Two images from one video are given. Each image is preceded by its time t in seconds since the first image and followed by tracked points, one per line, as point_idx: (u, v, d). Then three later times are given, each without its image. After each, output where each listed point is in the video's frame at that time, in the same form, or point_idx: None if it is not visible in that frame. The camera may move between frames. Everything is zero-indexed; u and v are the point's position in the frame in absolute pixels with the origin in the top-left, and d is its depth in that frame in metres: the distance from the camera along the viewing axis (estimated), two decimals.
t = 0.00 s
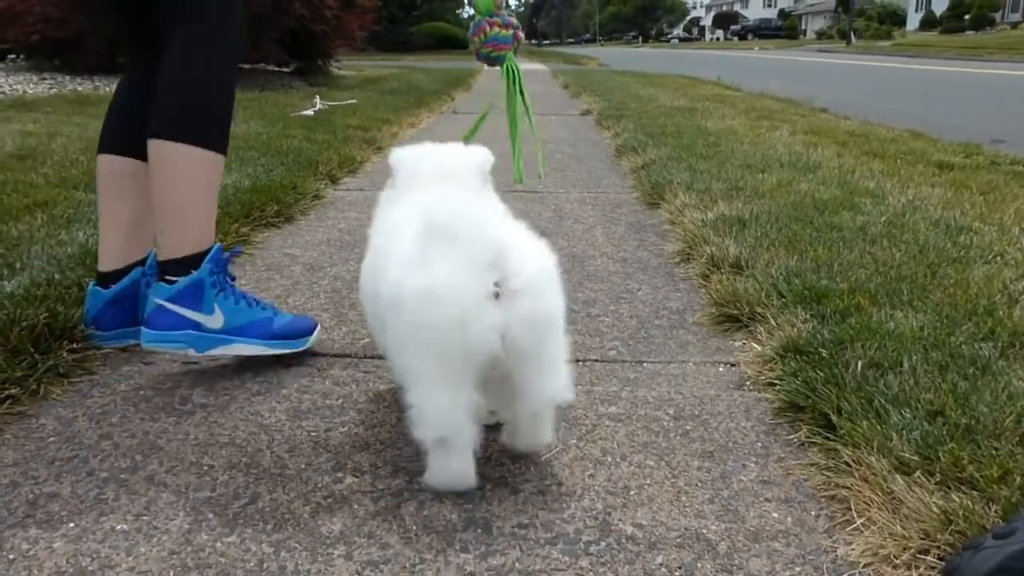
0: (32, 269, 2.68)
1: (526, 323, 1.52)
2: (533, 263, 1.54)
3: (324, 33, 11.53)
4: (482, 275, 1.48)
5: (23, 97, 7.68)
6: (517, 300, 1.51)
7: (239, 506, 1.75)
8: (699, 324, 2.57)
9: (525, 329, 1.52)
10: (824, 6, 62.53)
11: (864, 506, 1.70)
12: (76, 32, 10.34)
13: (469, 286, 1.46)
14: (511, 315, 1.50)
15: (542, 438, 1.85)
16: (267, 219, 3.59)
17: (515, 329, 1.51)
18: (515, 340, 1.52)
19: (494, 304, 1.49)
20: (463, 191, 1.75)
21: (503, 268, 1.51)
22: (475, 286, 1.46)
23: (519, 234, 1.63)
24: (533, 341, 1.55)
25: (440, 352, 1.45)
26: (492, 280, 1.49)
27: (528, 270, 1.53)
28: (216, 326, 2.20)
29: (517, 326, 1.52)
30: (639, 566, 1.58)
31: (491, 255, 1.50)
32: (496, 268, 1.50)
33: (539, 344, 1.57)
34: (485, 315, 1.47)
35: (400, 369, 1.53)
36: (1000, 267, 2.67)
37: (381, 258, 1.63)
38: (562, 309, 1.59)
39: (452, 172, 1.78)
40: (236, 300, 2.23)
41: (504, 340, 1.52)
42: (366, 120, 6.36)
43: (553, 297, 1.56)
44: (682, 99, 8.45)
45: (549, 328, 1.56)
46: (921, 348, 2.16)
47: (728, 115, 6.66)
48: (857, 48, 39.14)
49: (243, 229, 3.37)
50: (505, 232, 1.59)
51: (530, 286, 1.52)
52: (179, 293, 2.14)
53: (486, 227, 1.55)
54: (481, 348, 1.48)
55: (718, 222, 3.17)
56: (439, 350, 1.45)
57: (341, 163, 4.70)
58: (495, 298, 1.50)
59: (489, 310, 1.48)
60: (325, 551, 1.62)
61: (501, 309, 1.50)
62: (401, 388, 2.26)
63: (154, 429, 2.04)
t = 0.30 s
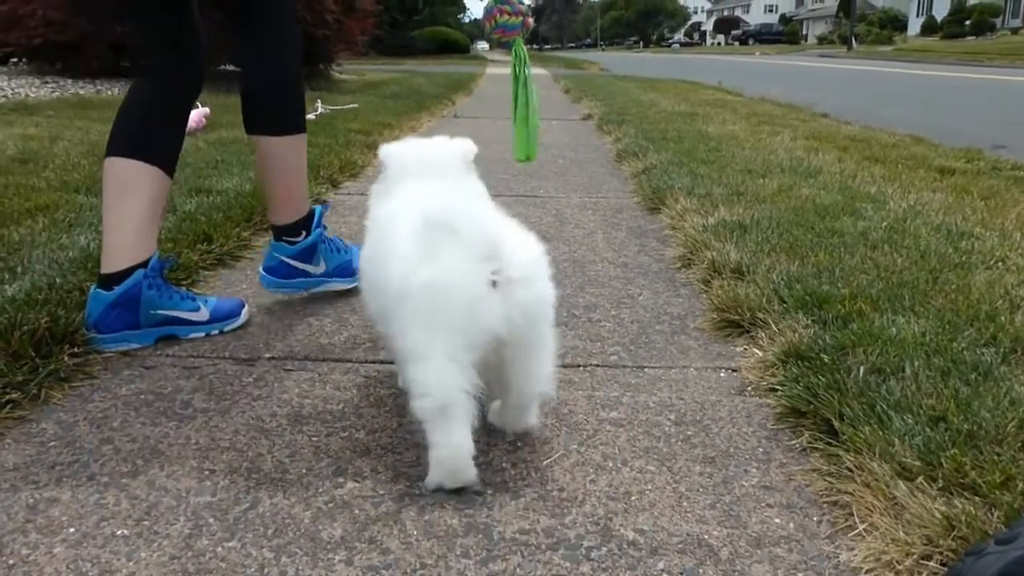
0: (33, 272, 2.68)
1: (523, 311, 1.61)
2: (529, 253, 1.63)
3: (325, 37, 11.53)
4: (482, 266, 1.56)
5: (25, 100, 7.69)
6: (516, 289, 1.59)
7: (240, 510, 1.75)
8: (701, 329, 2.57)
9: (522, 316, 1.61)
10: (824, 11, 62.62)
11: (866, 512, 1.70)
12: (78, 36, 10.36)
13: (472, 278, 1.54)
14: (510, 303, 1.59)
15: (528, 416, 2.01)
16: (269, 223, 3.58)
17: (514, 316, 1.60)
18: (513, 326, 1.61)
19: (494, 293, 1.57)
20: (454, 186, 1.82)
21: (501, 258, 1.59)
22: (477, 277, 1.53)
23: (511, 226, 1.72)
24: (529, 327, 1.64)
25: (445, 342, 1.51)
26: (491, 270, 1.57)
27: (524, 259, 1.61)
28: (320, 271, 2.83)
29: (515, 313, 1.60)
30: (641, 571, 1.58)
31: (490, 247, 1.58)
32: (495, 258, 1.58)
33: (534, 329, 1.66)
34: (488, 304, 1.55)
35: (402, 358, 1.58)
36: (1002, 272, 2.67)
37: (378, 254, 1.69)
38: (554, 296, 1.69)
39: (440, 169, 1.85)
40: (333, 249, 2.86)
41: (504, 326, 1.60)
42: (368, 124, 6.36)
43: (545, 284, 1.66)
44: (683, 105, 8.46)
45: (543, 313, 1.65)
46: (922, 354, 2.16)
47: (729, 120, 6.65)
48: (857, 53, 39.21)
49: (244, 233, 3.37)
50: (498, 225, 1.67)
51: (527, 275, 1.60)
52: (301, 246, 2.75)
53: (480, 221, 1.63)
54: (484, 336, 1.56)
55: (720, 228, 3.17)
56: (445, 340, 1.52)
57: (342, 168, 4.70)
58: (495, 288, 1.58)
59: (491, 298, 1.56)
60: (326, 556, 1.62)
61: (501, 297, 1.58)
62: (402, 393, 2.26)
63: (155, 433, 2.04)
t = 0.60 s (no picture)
0: (32, 277, 2.67)
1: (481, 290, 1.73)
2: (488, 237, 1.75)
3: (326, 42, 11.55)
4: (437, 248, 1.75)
5: (26, 104, 7.70)
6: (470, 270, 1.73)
7: (239, 517, 1.75)
8: (701, 336, 2.57)
9: (478, 295, 1.74)
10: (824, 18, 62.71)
11: (866, 521, 1.69)
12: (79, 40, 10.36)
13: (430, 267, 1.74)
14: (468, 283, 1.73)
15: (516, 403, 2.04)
16: (269, 228, 3.58)
17: (471, 297, 1.74)
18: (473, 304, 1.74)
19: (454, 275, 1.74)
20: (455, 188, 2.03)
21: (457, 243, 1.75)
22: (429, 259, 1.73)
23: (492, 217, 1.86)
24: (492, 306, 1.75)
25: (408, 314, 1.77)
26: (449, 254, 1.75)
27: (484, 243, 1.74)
28: (328, 262, 3.09)
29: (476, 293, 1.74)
30: None
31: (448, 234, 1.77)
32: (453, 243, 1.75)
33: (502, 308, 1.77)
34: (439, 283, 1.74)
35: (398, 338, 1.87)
36: (1002, 280, 2.67)
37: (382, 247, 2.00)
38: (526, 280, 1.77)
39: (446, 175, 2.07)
40: (346, 245, 3.08)
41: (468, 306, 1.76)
42: (369, 130, 6.36)
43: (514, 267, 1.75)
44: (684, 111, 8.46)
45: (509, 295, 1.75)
46: (922, 361, 2.16)
47: (729, 127, 6.65)
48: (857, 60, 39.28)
49: (244, 239, 3.37)
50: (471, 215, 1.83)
51: (485, 259, 1.72)
52: (306, 242, 3.02)
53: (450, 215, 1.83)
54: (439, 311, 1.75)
55: (720, 234, 3.16)
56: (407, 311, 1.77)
57: (343, 174, 4.70)
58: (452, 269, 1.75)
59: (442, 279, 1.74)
60: (325, 564, 1.61)
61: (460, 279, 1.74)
62: (401, 399, 2.26)
63: (154, 439, 2.03)
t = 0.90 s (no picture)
0: (32, 289, 2.66)
1: (472, 291, 1.90)
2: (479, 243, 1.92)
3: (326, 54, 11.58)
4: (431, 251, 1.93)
5: (26, 118, 7.71)
6: (462, 273, 1.90)
7: (239, 530, 1.74)
8: (703, 345, 2.56)
9: (468, 294, 1.90)
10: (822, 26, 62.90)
11: (871, 531, 1.68)
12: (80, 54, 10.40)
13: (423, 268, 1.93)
14: (460, 284, 1.90)
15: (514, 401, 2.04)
16: (269, 239, 3.58)
17: (459, 297, 1.91)
18: (463, 302, 1.91)
19: (447, 276, 1.92)
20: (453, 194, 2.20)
21: (451, 248, 1.92)
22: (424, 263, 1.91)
23: (484, 224, 2.03)
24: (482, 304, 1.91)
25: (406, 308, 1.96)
26: (443, 257, 1.92)
27: (476, 249, 1.91)
28: (326, 271, 3.07)
29: (467, 293, 1.91)
30: None
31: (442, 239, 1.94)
32: (447, 247, 1.92)
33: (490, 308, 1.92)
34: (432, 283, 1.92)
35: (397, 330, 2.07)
36: (1003, 287, 2.66)
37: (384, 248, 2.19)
38: (513, 282, 1.92)
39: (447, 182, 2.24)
40: (342, 252, 3.10)
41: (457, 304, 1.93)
42: (369, 141, 6.37)
43: (501, 272, 1.92)
44: (683, 120, 8.48)
45: (498, 296, 1.91)
46: (926, 370, 2.15)
47: (729, 135, 6.66)
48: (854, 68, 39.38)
49: (245, 250, 3.36)
50: (464, 222, 2.00)
51: (471, 262, 1.90)
52: (306, 250, 3.01)
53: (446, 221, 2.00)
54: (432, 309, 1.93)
55: (721, 243, 3.16)
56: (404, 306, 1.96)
57: (343, 184, 4.70)
58: (445, 272, 1.92)
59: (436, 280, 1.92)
60: None
61: (451, 279, 1.91)
62: (402, 410, 2.25)
63: (155, 452, 2.02)
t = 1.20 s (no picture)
0: (32, 296, 2.66)
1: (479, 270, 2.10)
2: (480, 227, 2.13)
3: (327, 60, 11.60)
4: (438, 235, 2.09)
5: (27, 124, 7.71)
6: (471, 253, 2.08)
7: (239, 538, 1.73)
8: (703, 353, 2.56)
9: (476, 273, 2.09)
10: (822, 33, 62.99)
11: (873, 541, 1.68)
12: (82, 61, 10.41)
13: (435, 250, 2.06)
14: (469, 264, 2.08)
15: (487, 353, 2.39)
16: (270, 246, 3.57)
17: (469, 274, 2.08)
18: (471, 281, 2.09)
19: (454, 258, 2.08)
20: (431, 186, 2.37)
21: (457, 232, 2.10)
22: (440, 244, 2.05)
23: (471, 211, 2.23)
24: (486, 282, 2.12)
25: (414, 294, 2.04)
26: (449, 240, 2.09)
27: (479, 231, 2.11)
28: (327, 279, 3.07)
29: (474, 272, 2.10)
30: None
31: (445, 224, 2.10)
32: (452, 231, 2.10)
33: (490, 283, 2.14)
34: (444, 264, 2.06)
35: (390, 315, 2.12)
36: (1005, 296, 2.66)
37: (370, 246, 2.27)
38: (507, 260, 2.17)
39: (426, 174, 2.41)
40: (343, 260, 3.11)
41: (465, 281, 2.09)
42: (371, 148, 6.37)
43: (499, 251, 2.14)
44: (685, 127, 8.48)
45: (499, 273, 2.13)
46: (927, 379, 2.15)
47: (730, 143, 6.66)
48: (855, 75, 39.42)
49: (245, 257, 3.36)
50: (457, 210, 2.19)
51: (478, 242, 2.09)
52: (307, 258, 3.01)
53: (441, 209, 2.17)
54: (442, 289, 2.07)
55: (722, 251, 3.15)
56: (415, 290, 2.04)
57: (344, 191, 4.70)
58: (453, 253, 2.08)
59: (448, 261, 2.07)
60: None
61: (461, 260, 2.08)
62: (402, 418, 2.24)
63: (154, 461, 2.02)
